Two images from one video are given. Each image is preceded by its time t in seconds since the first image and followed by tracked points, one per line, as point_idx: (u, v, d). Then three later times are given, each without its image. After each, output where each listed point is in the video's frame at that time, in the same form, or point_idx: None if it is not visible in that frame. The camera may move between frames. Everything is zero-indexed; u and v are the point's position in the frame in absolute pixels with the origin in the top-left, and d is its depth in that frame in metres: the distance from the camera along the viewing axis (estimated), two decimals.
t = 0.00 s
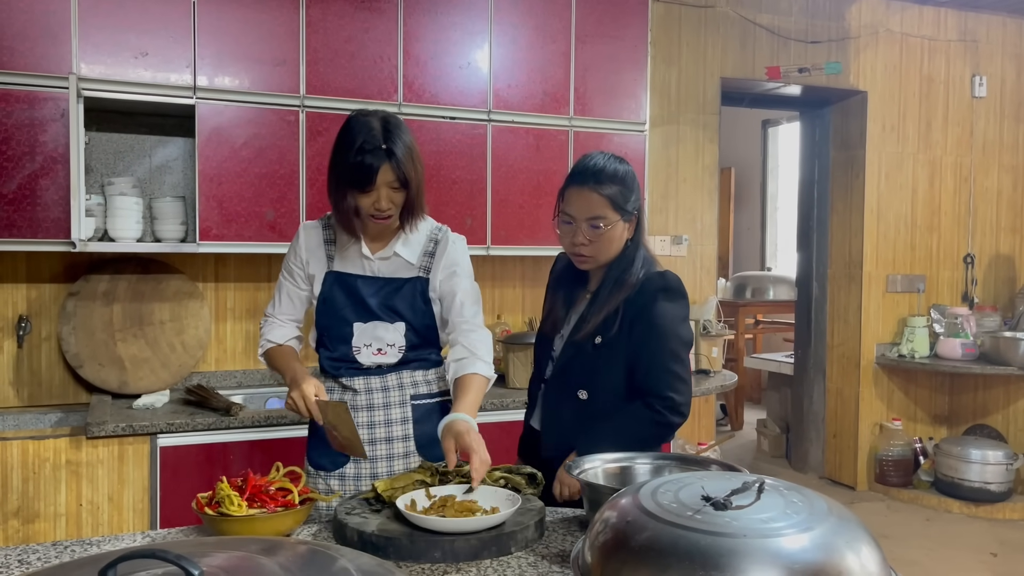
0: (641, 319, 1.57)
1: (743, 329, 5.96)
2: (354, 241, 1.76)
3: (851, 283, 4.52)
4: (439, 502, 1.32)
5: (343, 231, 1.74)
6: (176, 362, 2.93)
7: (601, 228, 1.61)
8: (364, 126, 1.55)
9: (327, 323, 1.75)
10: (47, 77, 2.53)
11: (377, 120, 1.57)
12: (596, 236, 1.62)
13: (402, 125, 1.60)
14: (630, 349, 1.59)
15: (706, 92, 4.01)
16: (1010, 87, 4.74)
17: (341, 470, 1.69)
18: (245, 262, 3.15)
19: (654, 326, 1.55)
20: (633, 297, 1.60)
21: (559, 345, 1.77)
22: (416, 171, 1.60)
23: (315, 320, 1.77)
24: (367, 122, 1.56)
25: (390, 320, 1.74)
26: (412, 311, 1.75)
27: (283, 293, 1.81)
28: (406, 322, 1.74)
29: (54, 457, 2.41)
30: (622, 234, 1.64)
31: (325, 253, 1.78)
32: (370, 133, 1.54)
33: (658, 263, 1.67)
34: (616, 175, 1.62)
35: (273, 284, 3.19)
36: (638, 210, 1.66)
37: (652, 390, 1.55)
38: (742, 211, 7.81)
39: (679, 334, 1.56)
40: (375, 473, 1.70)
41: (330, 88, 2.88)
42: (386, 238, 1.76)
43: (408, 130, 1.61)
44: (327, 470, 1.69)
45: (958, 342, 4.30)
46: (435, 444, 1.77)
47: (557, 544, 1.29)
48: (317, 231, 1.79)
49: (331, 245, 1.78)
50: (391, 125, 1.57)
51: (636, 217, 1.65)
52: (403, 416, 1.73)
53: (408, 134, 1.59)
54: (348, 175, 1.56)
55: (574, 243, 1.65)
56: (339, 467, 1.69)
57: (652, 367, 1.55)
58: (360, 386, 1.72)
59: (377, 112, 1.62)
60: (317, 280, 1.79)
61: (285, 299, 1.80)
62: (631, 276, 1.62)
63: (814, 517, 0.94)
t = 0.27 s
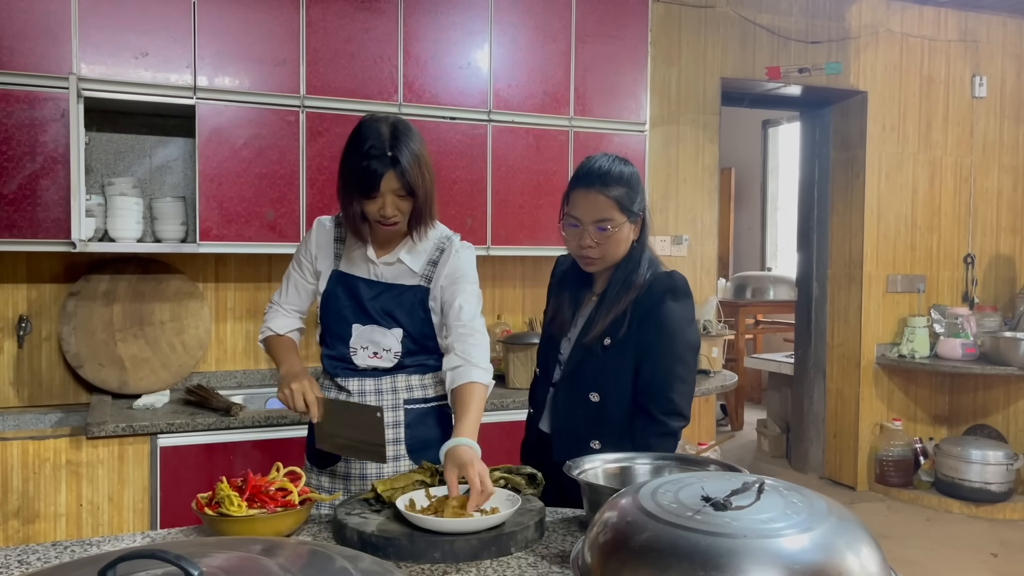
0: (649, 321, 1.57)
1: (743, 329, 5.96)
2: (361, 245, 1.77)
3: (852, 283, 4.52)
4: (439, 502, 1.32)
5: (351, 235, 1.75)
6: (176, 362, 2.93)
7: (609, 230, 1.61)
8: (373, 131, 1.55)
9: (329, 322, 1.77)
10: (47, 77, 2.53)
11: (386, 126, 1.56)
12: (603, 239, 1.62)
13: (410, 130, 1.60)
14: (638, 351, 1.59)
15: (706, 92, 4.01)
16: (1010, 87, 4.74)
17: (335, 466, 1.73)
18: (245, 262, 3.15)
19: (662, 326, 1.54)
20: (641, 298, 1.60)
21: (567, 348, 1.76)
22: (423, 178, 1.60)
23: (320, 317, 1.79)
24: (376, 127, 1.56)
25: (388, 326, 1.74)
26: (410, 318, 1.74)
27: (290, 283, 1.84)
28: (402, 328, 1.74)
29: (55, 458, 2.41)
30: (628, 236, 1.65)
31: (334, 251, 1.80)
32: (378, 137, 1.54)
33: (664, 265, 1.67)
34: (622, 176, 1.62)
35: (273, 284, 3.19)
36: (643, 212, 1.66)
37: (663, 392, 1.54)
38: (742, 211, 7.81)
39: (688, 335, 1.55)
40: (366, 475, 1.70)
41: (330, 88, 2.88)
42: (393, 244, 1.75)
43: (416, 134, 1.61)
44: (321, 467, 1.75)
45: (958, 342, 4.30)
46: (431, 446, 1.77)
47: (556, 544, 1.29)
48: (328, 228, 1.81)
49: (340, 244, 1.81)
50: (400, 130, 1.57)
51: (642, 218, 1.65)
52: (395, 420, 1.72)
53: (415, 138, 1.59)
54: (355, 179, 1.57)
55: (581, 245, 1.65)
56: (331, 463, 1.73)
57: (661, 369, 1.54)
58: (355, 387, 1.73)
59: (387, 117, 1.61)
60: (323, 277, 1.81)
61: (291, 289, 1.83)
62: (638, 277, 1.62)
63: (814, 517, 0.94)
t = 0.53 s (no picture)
0: (660, 321, 1.59)
1: (744, 330, 5.95)
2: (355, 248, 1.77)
3: (852, 284, 4.52)
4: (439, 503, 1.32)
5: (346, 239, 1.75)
6: (176, 363, 2.93)
7: (612, 232, 1.61)
8: (364, 135, 1.55)
9: (327, 326, 1.76)
10: (49, 78, 2.53)
11: (377, 127, 1.56)
12: (606, 240, 1.63)
13: (401, 131, 1.59)
14: (649, 350, 1.61)
15: (706, 92, 4.01)
16: (1011, 87, 4.74)
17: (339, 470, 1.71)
18: (245, 263, 3.15)
19: (674, 325, 1.58)
20: (650, 299, 1.61)
21: (570, 350, 1.74)
22: (418, 179, 1.60)
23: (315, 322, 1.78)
24: (367, 129, 1.56)
25: (389, 326, 1.74)
26: (411, 317, 1.74)
27: (277, 287, 1.81)
28: (403, 328, 1.74)
29: (56, 458, 2.41)
30: (630, 238, 1.65)
31: (327, 255, 1.80)
32: (370, 140, 1.54)
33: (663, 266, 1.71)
34: (625, 178, 1.62)
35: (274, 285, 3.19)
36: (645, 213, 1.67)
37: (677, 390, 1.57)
38: (742, 212, 7.81)
39: (697, 333, 1.59)
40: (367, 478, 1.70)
41: (331, 89, 2.88)
42: (389, 244, 1.77)
43: (408, 134, 1.61)
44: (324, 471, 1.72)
45: (959, 342, 4.30)
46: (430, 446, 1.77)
47: (557, 545, 1.29)
48: (320, 232, 1.80)
49: (333, 247, 1.80)
50: (391, 132, 1.56)
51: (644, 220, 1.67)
52: (397, 421, 1.73)
53: (408, 140, 1.59)
54: (349, 182, 1.56)
55: (584, 247, 1.65)
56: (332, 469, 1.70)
57: (675, 367, 1.57)
58: (355, 389, 1.73)
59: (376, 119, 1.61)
60: (316, 282, 1.80)
61: (279, 293, 1.81)
62: (645, 278, 1.64)
63: (815, 517, 0.94)
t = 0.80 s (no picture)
0: (662, 313, 1.63)
1: (746, 330, 5.95)
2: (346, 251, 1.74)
3: (854, 284, 4.52)
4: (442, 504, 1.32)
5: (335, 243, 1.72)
6: (179, 364, 2.93)
7: (606, 225, 1.62)
8: (354, 139, 1.54)
9: (327, 332, 1.74)
10: (51, 80, 2.53)
11: (366, 131, 1.56)
12: (600, 233, 1.63)
13: (390, 133, 1.59)
14: (652, 342, 1.63)
15: (708, 93, 4.01)
16: (1013, 88, 4.74)
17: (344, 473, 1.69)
18: (248, 264, 3.15)
19: (676, 316, 1.61)
20: (652, 292, 1.64)
21: (570, 344, 1.73)
22: (409, 180, 1.60)
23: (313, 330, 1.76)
24: (357, 133, 1.55)
25: (394, 325, 1.75)
26: (415, 314, 1.77)
27: (263, 300, 1.73)
28: (409, 325, 1.76)
29: (59, 460, 2.41)
30: (624, 233, 1.66)
31: (318, 262, 1.75)
32: (361, 145, 1.54)
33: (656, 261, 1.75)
34: (622, 174, 1.64)
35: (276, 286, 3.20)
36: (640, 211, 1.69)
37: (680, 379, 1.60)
38: (744, 212, 7.81)
39: (696, 325, 1.64)
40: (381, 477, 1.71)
41: (333, 90, 2.89)
42: (379, 243, 1.77)
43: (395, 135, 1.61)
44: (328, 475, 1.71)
45: (961, 342, 4.30)
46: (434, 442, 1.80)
47: (560, 545, 1.30)
48: (307, 239, 1.75)
49: (324, 252, 1.75)
50: (381, 135, 1.56)
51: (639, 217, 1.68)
52: (407, 418, 1.75)
53: (398, 141, 1.59)
54: (341, 187, 1.56)
55: (578, 239, 1.65)
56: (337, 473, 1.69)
57: (678, 357, 1.60)
58: (365, 390, 1.73)
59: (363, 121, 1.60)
60: (308, 291, 1.75)
61: (265, 306, 1.73)
62: (644, 271, 1.66)
63: (819, 518, 0.94)
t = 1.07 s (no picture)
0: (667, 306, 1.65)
1: (748, 331, 5.94)
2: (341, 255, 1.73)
3: (857, 285, 4.51)
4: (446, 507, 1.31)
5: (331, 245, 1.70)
6: (182, 366, 2.93)
7: (601, 223, 1.62)
8: (354, 144, 1.54)
9: (329, 335, 1.74)
10: (55, 83, 2.54)
11: (367, 135, 1.56)
12: (595, 232, 1.63)
13: (389, 138, 1.59)
14: (659, 334, 1.65)
15: (710, 94, 4.01)
16: (1015, 88, 4.73)
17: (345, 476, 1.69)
18: (250, 266, 3.16)
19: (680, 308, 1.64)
20: (656, 286, 1.66)
21: (577, 343, 1.73)
22: (407, 185, 1.60)
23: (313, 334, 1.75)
24: (357, 138, 1.55)
25: (396, 324, 1.76)
26: (416, 313, 1.79)
27: (260, 309, 1.70)
28: (411, 324, 1.77)
29: (62, 461, 2.42)
30: (619, 232, 1.66)
31: (315, 266, 1.74)
32: (361, 150, 1.54)
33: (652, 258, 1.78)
34: (616, 174, 1.65)
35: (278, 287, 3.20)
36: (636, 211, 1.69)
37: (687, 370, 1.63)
38: (746, 213, 7.80)
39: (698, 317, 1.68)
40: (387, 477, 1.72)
41: (335, 92, 2.89)
42: (375, 245, 1.77)
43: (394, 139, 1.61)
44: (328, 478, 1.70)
45: (964, 343, 4.29)
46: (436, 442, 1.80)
47: (564, 546, 1.29)
48: (302, 244, 1.73)
49: (319, 255, 1.74)
50: (380, 139, 1.57)
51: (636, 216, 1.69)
52: (411, 417, 1.77)
53: (396, 145, 1.59)
54: (341, 191, 1.56)
55: (574, 239, 1.65)
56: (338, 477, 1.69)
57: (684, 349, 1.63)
58: (370, 391, 1.73)
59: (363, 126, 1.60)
60: (307, 296, 1.74)
61: (264, 315, 1.70)
62: (645, 267, 1.68)
63: (823, 520, 0.94)
